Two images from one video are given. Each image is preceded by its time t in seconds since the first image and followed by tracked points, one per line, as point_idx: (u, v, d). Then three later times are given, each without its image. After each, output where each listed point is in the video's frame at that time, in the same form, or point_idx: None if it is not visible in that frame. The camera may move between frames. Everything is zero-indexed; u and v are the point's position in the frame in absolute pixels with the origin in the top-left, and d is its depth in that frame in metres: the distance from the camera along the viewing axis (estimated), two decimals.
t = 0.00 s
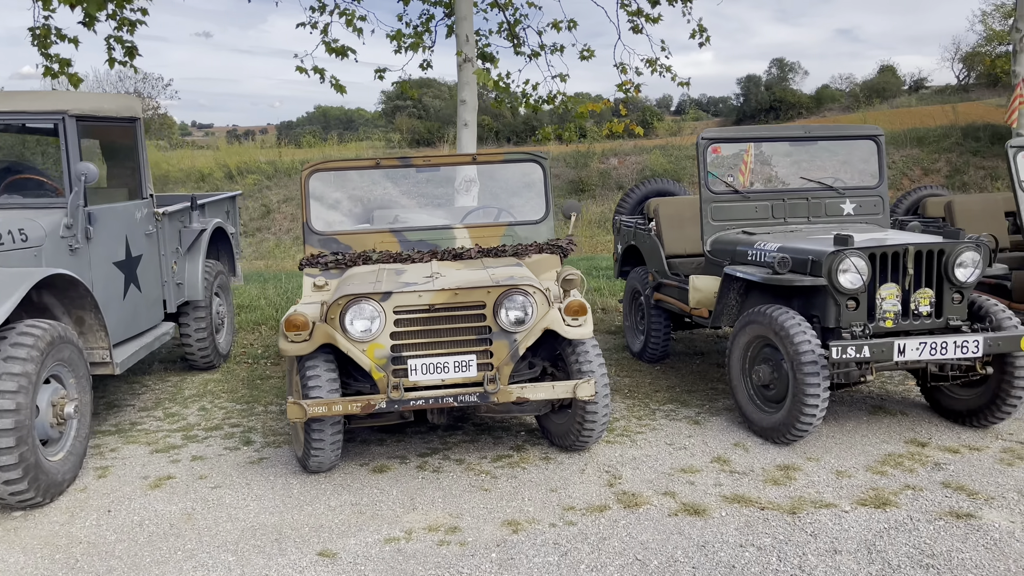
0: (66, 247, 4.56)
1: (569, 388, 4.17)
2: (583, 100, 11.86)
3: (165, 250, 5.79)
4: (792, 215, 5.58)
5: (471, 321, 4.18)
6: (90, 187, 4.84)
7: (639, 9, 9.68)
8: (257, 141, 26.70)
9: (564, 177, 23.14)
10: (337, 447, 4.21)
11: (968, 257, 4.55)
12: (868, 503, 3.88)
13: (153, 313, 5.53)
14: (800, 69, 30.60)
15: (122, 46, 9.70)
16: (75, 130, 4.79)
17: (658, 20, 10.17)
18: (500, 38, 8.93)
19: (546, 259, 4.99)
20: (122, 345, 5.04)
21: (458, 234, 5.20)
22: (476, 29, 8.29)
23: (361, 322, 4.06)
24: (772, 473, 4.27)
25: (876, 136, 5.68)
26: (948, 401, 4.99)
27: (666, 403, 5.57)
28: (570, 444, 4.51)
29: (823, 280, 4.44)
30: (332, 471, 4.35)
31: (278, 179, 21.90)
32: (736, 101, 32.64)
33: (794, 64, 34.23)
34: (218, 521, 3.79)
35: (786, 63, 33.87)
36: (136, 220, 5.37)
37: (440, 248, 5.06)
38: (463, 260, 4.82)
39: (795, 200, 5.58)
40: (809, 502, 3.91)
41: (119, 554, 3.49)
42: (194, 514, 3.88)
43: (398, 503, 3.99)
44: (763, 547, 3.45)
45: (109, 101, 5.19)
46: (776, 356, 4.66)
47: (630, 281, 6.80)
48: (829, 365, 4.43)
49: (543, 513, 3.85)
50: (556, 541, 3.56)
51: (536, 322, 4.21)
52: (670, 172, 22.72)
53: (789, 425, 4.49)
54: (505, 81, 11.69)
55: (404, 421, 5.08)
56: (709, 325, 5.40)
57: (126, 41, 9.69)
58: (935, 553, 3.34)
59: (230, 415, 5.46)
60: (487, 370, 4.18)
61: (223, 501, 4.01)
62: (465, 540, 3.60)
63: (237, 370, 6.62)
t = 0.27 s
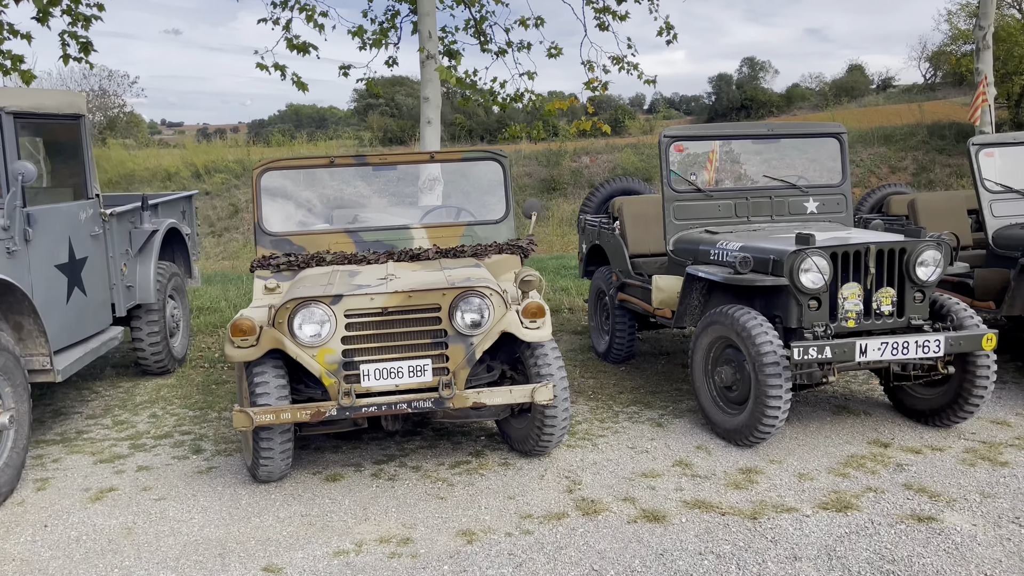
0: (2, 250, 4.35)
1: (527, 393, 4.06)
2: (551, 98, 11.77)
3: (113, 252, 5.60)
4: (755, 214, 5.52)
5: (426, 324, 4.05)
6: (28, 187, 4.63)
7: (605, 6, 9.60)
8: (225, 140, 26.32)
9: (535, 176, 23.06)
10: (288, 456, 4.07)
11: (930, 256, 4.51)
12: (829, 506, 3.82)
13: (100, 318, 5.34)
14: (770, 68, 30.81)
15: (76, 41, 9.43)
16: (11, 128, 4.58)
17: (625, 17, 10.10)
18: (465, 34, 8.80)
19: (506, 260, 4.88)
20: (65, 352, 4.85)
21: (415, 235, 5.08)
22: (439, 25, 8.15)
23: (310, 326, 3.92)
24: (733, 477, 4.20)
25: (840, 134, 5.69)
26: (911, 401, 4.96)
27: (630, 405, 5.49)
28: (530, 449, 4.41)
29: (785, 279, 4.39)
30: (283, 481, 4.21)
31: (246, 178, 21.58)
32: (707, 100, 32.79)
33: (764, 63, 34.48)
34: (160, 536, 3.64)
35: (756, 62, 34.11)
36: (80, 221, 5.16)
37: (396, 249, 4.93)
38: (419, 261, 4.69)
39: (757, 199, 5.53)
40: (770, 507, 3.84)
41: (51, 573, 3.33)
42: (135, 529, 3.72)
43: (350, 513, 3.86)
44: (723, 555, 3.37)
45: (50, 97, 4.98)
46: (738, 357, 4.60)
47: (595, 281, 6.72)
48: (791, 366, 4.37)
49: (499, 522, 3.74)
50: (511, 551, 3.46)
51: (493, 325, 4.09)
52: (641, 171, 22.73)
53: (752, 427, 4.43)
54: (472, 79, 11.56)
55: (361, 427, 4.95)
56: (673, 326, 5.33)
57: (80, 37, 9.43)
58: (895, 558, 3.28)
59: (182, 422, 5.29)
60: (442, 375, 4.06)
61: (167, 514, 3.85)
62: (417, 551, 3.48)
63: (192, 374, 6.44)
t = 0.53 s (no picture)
0: None
1: (486, 397, 3.95)
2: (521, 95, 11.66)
3: (62, 253, 5.41)
4: (721, 212, 5.46)
5: (382, 327, 3.92)
6: None
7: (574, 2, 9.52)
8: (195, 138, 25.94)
9: (509, 173, 22.96)
10: (238, 465, 3.94)
11: (894, 254, 4.48)
12: (793, 510, 3.76)
13: (47, 322, 5.15)
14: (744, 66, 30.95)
15: (32, 36, 9.19)
16: None
17: (594, 13, 10.03)
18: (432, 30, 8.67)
19: (467, 260, 4.77)
20: (8, 358, 4.66)
21: (374, 235, 4.96)
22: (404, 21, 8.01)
23: (260, 331, 3.79)
24: (697, 480, 4.13)
25: (806, 132, 5.60)
26: (877, 400, 4.93)
27: (595, 406, 5.41)
28: (490, 454, 4.30)
29: (748, 279, 4.33)
30: (235, 490, 4.07)
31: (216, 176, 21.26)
32: (681, 98, 32.88)
33: (738, 61, 34.65)
34: (102, 550, 3.49)
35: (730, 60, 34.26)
36: (25, 221, 4.97)
37: (355, 249, 4.80)
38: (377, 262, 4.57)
39: (723, 197, 5.47)
40: (733, 511, 3.77)
41: None
42: (75, 543, 3.56)
43: (302, 523, 3.73)
44: (684, 563, 3.29)
45: None
46: (702, 358, 4.53)
47: (562, 281, 6.63)
48: (755, 367, 4.31)
49: (456, 531, 3.63)
50: (467, 562, 3.35)
51: (451, 328, 3.97)
52: (616, 169, 22.72)
53: (716, 429, 4.36)
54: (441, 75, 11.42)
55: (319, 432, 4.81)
56: (638, 326, 5.26)
57: (37, 32, 9.18)
58: (857, 563, 3.22)
59: (134, 429, 5.12)
60: (399, 379, 3.94)
61: (110, 527, 3.70)
62: (369, 563, 3.36)
63: (148, 379, 6.26)
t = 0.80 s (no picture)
0: None
1: (446, 401, 3.84)
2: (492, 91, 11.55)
3: (9, 255, 5.21)
4: (688, 210, 5.40)
5: (337, 329, 3.80)
6: None
7: None
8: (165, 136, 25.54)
9: (484, 171, 22.84)
10: (189, 474, 3.80)
11: (860, 251, 4.42)
12: (759, 513, 3.69)
13: None
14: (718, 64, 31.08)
15: None
16: None
17: (565, 10, 9.95)
18: (399, 25, 8.54)
19: (429, 260, 4.65)
20: None
21: (333, 234, 4.83)
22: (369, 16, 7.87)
23: (210, 334, 3.65)
24: (663, 483, 4.05)
25: (773, 128, 5.58)
26: (844, 399, 4.90)
27: (562, 407, 5.32)
28: (452, 458, 4.20)
29: (714, 277, 4.26)
30: (186, 500, 3.92)
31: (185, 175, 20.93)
32: (656, 96, 32.95)
33: (712, 59, 34.80)
34: (42, 565, 3.33)
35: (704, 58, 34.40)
36: None
37: (313, 249, 4.67)
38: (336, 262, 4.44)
39: (690, 194, 5.41)
40: (699, 515, 3.70)
41: None
42: (15, 558, 3.40)
43: (255, 534, 3.60)
44: (647, 569, 3.21)
45: None
46: (668, 358, 4.45)
47: (530, 280, 6.53)
48: (721, 367, 4.24)
49: (415, 540, 3.52)
50: (424, 572, 3.24)
51: (409, 330, 3.85)
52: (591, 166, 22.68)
53: (682, 431, 4.29)
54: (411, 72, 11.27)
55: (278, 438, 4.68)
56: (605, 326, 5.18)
57: None
58: (823, 568, 3.16)
59: (86, 436, 4.95)
60: (356, 383, 3.82)
61: (53, 541, 3.54)
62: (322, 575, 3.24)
63: (104, 383, 6.08)
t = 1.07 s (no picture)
0: None
1: (403, 406, 3.71)
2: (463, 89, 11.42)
3: None
4: (654, 207, 5.32)
5: (289, 333, 3.66)
6: None
7: None
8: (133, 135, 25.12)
9: (458, 170, 22.69)
10: (133, 485, 3.65)
11: (827, 248, 4.36)
12: (725, 517, 3.60)
13: None
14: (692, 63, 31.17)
15: None
16: None
17: (534, 6, 9.85)
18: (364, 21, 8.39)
19: (389, 260, 4.51)
20: None
21: (289, 234, 4.68)
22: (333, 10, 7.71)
23: (154, 339, 3.50)
24: (628, 487, 3.95)
25: (739, 124, 5.46)
26: (813, 399, 4.84)
27: (528, 409, 5.21)
28: (412, 465, 4.07)
29: (679, 276, 4.18)
30: (133, 512, 3.76)
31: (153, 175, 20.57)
32: (631, 94, 32.99)
33: (686, 58, 34.90)
34: None
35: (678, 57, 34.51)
36: None
37: (267, 250, 4.51)
38: (291, 263, 4.30)
39: (657, 191, 5.33)
40: (664, 520, 3.60)
41: None
42: None
43: (203, 547, 3.45)
44: None
45: None
46: (634, 359, 4.36)
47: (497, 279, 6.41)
48: (686, 368, 4.15)
49: (370, 551, 3.39)
50: None
51: (365, 333, 3.71)
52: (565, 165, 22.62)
53: (648, 433, 4.20)
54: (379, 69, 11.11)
55: (233, 445, 4.52)
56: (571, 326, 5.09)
57: None
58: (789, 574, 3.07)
59: (33, 445, 4.76)
60: (309, 389, 3.68)
61: None
62: None
63: (57, 389, 5.87)
